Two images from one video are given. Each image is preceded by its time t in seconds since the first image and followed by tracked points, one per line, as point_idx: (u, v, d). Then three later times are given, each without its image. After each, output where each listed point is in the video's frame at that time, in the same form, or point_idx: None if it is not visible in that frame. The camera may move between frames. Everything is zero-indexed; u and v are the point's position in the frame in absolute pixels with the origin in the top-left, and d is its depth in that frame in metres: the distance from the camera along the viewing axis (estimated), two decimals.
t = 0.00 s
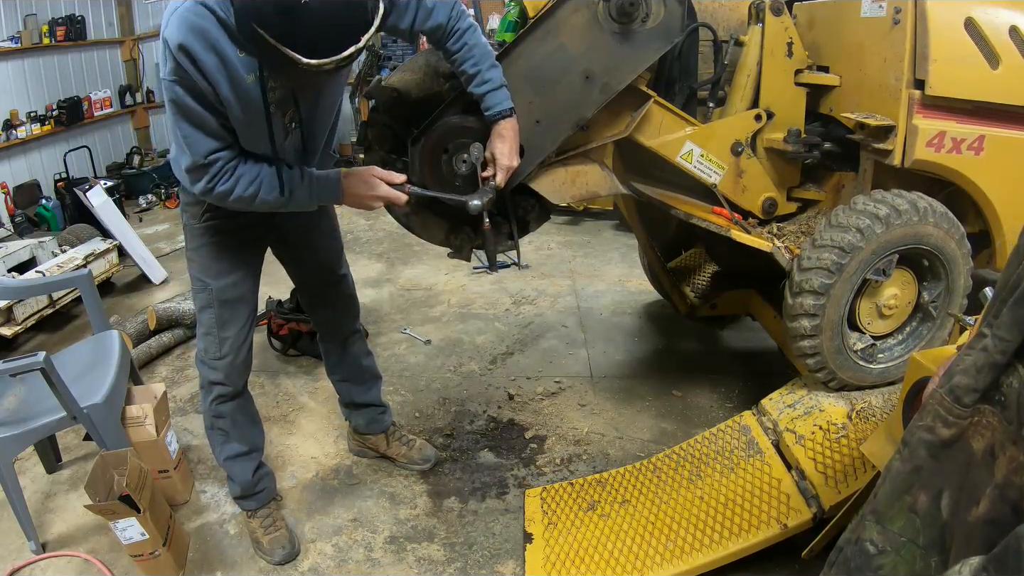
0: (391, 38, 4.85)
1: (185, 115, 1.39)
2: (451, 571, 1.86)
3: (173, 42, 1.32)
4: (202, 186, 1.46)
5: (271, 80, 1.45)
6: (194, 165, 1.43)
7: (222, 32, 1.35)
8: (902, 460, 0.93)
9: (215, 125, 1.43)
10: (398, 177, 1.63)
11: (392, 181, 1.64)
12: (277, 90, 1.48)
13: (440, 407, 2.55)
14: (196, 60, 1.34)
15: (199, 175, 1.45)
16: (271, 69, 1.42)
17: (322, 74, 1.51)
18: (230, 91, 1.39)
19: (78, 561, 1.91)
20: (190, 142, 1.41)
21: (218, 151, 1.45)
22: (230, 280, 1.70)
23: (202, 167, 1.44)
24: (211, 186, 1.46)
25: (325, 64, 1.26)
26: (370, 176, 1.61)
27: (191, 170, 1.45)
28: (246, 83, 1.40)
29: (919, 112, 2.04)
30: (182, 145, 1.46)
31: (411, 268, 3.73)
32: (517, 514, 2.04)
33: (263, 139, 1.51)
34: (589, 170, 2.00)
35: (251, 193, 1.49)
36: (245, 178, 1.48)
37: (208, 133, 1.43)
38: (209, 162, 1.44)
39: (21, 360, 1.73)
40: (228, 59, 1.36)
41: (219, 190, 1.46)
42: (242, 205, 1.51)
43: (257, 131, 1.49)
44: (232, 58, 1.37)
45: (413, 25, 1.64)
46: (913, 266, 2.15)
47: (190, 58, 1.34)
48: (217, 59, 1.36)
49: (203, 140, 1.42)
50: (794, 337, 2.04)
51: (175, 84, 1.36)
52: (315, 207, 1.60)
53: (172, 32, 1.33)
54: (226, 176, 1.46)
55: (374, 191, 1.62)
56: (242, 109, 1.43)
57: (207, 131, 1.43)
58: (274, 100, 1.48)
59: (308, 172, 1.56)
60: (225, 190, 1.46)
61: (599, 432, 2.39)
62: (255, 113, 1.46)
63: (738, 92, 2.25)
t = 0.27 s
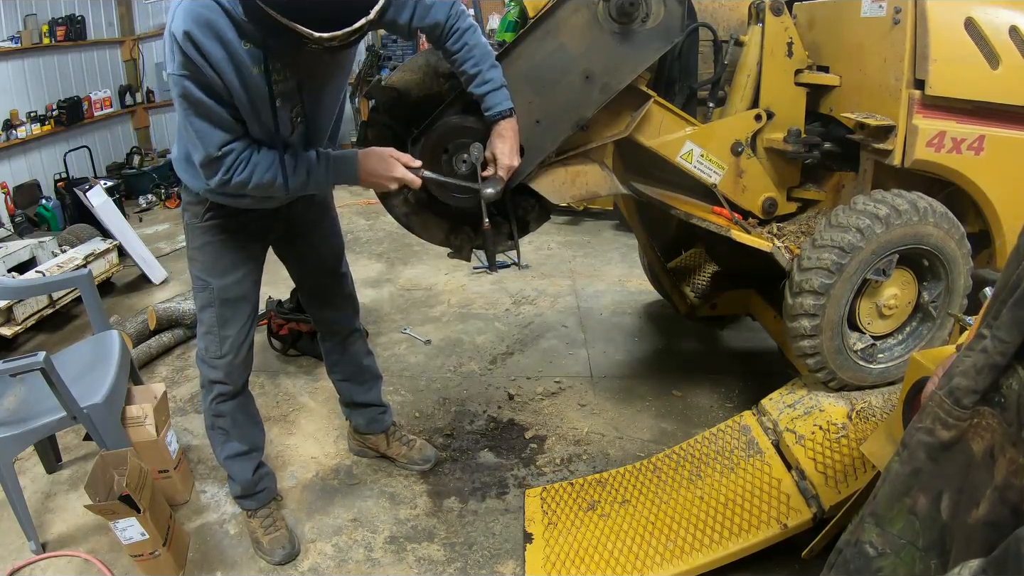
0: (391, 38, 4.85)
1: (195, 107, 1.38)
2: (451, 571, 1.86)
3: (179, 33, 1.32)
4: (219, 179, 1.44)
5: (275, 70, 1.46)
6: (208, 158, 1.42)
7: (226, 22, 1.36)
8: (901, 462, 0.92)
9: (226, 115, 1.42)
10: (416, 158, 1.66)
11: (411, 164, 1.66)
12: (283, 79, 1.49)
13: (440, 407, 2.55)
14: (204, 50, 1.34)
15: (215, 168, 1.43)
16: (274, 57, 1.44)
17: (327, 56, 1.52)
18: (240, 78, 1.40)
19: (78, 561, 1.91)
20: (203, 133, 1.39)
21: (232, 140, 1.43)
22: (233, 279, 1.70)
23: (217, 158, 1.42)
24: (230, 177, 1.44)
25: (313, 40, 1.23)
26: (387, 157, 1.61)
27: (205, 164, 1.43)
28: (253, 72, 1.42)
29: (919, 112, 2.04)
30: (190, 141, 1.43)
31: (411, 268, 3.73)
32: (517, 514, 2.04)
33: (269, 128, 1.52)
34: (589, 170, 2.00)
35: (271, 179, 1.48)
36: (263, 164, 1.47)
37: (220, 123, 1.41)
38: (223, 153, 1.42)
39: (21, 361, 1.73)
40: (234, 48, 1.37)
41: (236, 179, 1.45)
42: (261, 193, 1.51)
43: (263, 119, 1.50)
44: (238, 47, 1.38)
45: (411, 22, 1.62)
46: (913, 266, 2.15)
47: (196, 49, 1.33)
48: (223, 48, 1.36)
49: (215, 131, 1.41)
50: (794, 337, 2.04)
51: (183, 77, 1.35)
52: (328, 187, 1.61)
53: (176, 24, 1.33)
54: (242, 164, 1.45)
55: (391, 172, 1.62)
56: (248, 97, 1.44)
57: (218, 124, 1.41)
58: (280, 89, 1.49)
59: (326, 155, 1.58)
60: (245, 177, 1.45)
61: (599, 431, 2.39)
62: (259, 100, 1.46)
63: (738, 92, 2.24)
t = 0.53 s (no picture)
0: (391, 38, 4.85)
1: (176, 99, 1.39)
2: (451, 571, 1.86)
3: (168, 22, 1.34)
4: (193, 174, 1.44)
5: (265, 66, 1.46)
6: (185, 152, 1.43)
7: (217, 14, 1.37)
8: (900, 464, 0.93)
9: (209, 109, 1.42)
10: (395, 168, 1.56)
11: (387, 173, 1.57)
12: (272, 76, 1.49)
13: (440, 407, 2.55)
14: (191, 41, 1.35)
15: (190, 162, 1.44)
16: (264, 53, 1.45)
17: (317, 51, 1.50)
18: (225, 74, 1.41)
19: (78, 561, 1.91)
20: (180, 126, 1.41)
21: (210, 136, 1.44)
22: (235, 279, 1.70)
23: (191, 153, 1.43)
24: (201, 173, 1.44)
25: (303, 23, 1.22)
26: (360, 162, 1.54)
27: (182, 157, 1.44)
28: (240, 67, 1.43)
29: (919, 112, 2.04)
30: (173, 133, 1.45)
31: (411, 268, 3.73)
32: (517, 514, 2.04)
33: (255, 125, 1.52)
34: (589, 170, 2.00)
35: (240, 179, 1.45)
36: (234, 164, 1.45)
37: (201, 118, 1.42)
38: (200, 148, 1.43)
39: (21, 361, 1.73)
40: (222, 41, 1.39)
41: (207, 176, 1.44)
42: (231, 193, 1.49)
43: (249, 116, 1.50)
44: (226, 41, 1.39)
45: (408, 18, 1.66)
46: (913, 266, 2.15)
47: (185, 40, 1.35)
48: (211, 41, 1.37)
49: (195, 125, 1.41)
50: (794, 337, 2.04)
51: (168, 67, 1.36)
52: (301, 194, 1.53)
53: (167, 14, 1.35)
54: (216, 161, 1.44)
55: (363, 179, 1.54)
56: (234, 93, 1.45)
57: (203, 119, 1.42)
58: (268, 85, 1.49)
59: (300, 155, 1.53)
60: (214, 176, 1.44)
61: (599, 431, 2.39)
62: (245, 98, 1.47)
63: (738, 93, 2.25)
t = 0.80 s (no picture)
0: (391, 38, 4.85)
1: (177, 114, 1.40)
2: (450, 571, 1.86)
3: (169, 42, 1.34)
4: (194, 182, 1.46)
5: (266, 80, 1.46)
6: (187, 163, 1.45)
7: (218, 32, 1.37)
8: (899, 464, 0.93)
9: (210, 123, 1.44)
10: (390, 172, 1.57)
11: (383, 178, 1.58)
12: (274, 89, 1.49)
13: (440, 407, 2.55)
14: (192, 60, 1.36)
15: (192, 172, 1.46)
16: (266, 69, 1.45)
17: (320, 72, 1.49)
18: (226, 91, 1.41)
19: (78, 561, 1.91)
20: (182, 139, 1.42)
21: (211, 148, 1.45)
22: (236, 278, 1.70)
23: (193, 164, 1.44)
24: (202, 182, 1.46)
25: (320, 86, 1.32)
26: (358, 170, 1.55)
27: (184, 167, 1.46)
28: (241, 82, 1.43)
29: (919, 112, 2.04)
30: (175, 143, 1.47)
31: (411, 268, 3.73)
32: (517, 514, 2.04)
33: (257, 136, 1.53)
34: (589, 169, 2.00)
35: (241, 186, 1.47)
36: (235, 172, 1.47)
37: (201, 131, 1.43)
38: (201, 159, 1.45)
39: (21, 361, 1.73)
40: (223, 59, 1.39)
41: (209, 184, 1.45)
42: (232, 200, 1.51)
43: (250, 127, 1.50)
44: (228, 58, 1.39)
45: (408, 20, 1.66)
46: (913, 266, 2.15)
47: (186, 58, 1.35)
48: (212, 59, 1.37)
49: (195, 138, 1.43)
50: (794, 337, 2.04)
51: (169, 84, 1.37)
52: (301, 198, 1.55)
53: (168, 33, 1.35)
54: (217, 171, 1.46)
55: (361, 186, 1.56)
56: (236, 107, 1.45)
57: (202, 131, 1.44)
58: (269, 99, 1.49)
59: (298, 165, 1.54)
60: (216, 184, 1.46)
61: (598, 432, 2.39)
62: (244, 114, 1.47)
63: (739, 92, 2.25)
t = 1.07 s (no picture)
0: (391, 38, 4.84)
1: (178, 133, 1.41)
2: (450, 571, 1.86)
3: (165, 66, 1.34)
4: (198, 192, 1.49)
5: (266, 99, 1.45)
6: (189, 175, 1.47)
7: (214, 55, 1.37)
8: (898, 462, 0.93)
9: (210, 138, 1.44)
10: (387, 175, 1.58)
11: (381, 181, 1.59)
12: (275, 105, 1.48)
13: (440, 407, 2.55)
14: (190, 84, 1.36)
15: (194, 183, 1.48)
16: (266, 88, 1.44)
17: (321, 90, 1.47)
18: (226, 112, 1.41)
19: (78, 561, 1.91)
20: (183, 154, 1.44)
21: (212, 162, 1.46)
22: (236, 277, 1.70)
23: (196, 177, 1.46)
24: (206, 192, 1.48)
25: (303, 139, 1.35)
26: (356, 174, 1.56)
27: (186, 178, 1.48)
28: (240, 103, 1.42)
29: (919, 112, 2.04)
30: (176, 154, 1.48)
31: (411, 268, 3.73)
32: (517, 514, 2.04)
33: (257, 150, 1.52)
34: (589, 169, 2.00)
35: (245, 194, 1.50)
36: (238, 182, 1.49)
37: (202, 147, 1.44)
38: (203, 172, 1.46)
39: (21, 361, 1.73)
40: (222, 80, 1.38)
41: (213, 194, 1.48)
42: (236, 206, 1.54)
43: (249, 141, 1.49)
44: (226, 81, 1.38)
45: (411, 26, 1.67)
46: (913, 266, 2.15)
47: (183, 82, 1.35)
48: (210, 83, 1.37)
49: (196, 153, 1.44)
50: (794, 337, 2.04)
51: (169, 105, 1.38)
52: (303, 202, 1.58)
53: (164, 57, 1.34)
54: (220, 181, 1.48)
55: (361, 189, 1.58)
56: (235, 126, 1.44)
57: (202, 147, 1.45)
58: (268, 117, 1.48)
59: (299, 171, 1.55)
60: (220, 193, 1.48)
61: (598, 432, 2.39)
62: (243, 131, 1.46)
63: (739, 92, 2.25)
